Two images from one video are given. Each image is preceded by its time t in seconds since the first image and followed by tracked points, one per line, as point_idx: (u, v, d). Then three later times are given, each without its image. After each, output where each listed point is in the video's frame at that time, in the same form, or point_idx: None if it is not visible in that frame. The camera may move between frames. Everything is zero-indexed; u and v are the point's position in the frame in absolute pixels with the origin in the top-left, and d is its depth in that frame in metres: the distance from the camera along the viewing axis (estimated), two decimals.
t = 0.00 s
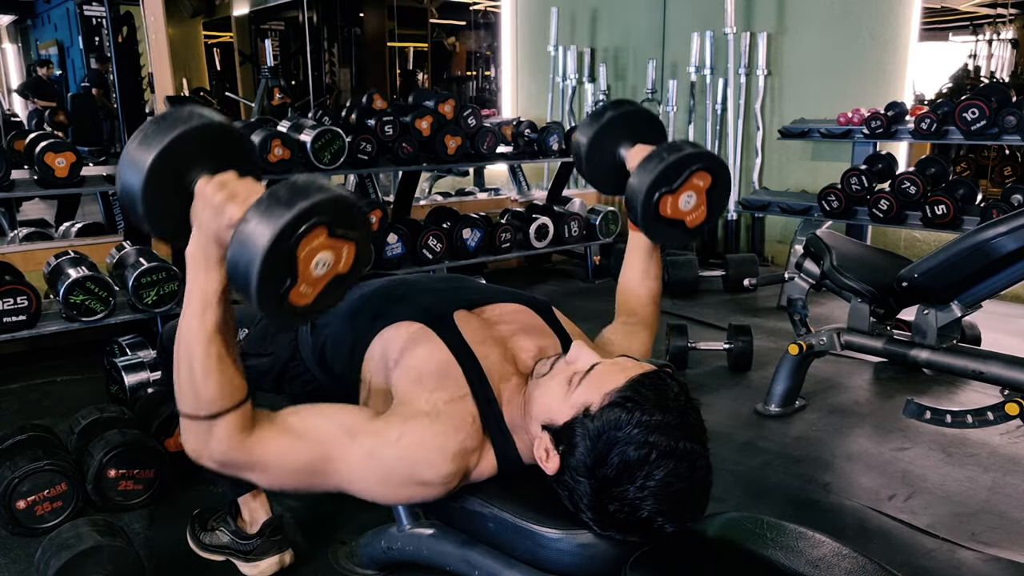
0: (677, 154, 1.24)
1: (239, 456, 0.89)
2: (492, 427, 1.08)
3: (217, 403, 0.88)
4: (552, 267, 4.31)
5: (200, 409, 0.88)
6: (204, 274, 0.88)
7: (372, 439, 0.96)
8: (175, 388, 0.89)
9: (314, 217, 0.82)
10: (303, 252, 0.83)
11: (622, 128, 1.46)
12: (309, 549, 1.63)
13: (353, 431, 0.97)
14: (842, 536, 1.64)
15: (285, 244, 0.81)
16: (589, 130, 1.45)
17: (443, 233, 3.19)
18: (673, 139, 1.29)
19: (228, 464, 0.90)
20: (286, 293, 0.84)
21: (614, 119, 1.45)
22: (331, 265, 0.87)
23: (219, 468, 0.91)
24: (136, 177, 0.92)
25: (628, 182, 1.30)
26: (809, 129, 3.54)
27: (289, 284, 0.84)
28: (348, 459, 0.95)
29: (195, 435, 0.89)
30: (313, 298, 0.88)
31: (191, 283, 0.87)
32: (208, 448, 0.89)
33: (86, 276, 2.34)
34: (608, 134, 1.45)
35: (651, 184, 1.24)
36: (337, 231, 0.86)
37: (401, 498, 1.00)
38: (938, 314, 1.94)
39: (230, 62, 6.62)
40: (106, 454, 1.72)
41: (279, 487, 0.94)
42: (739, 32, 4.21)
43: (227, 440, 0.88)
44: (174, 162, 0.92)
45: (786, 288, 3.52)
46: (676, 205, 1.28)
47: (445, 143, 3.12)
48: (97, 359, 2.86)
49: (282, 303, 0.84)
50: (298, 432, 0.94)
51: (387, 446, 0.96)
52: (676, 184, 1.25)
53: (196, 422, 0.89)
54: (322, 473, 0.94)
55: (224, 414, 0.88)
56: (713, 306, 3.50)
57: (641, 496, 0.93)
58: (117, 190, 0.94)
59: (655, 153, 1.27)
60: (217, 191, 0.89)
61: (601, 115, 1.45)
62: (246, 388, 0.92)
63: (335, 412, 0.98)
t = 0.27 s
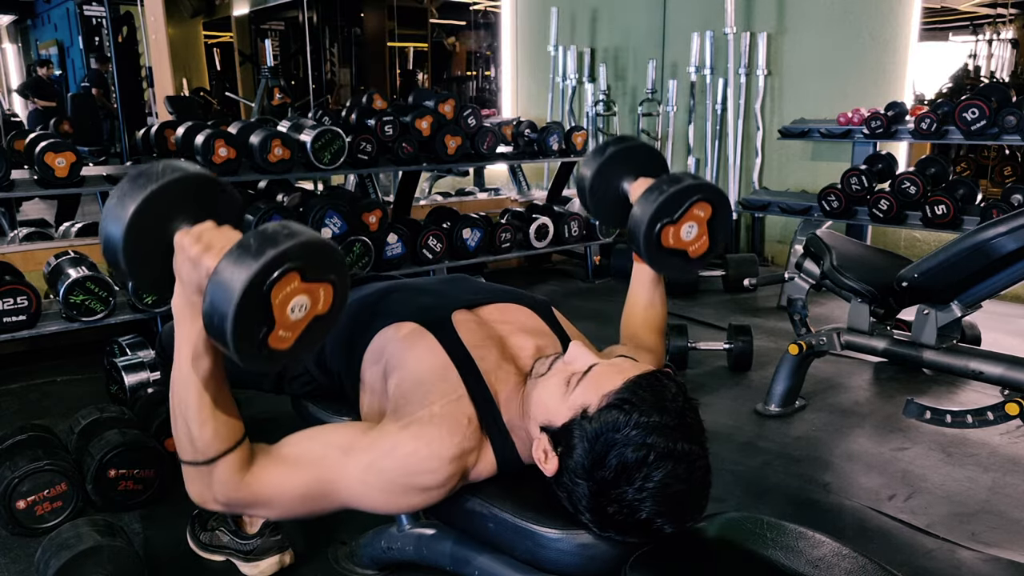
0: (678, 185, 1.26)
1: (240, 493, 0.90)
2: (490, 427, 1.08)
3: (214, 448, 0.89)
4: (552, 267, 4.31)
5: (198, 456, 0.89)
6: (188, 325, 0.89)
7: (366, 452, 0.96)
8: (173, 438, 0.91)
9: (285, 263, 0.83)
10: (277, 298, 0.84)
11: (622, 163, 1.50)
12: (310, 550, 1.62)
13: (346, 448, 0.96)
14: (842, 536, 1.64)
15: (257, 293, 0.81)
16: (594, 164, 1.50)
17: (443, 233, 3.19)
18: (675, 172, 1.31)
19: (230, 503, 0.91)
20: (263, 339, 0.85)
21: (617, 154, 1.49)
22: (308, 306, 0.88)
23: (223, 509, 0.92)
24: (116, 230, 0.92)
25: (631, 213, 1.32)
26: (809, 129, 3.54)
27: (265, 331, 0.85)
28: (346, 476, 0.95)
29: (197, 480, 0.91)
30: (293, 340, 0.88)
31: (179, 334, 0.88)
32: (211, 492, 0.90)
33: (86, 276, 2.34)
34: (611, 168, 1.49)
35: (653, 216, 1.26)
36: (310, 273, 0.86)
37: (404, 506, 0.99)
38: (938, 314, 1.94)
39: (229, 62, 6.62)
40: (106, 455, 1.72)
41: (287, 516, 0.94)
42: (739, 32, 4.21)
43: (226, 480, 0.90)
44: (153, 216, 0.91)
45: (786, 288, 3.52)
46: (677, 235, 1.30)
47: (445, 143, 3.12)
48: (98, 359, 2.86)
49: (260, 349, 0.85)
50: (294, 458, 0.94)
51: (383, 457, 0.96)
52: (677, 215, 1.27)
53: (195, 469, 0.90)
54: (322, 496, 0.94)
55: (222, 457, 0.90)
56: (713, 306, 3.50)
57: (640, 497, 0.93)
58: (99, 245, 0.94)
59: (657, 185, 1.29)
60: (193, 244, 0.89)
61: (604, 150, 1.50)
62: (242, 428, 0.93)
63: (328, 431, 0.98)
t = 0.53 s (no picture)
0: (675, 217, 1.26)
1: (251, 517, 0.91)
2: (492, 427, 1.08)
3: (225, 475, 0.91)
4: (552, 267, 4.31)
5: (211, 484, 0.91)
6: (196, 359, 0.90)
7: (367, 461, 0.96)
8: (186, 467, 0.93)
9: (291, 295, 0.84)
10: (284, 330, 0.85)
11: (619, 198, 1.51)
12: (310, 550, 1.62)
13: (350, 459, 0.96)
14: (842, 536, 1.64)
15: (265, 325, 0.82)
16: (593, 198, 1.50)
17: (443, 233, 3.19)
18: (671, 204, 1.31)
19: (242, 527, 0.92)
20: (272, 370, 0.85)
21: (615, 188, 1.50)
22: (315, 336, 0.89)
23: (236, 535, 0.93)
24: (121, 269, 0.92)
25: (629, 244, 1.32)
26: (809, 129, 3.54)
27: (274, 362, 0.85)
28: (352, 487, 0.94)
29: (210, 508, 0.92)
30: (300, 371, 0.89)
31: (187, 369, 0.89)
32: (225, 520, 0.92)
33: (86, 276, 2.34)
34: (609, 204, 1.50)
35: (650, 248, 1.26)
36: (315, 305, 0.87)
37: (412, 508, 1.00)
38: (939, 314, 1.94)
39: (229, 62, 6.63)
40: (106, 454, 1.72)
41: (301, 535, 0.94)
42: (739, 32, 4.21)
43: (237, 506, 0.91)
44: (157, 254, 0.92)
45: (786, 288, 3.53)
46: (676, 265, 1.30)
47: (445, 143, 3.12)
48: (98, 359, 2.86)
49: (269, 381, 0.86)
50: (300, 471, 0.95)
51: (387, 464, 0.96)
52: (674, 246, 1.27)
53: (209, 499, 0.92)
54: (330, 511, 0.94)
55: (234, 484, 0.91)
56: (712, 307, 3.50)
57: (640, 496, 0.93)
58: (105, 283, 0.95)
59: (654, 216, 1.28)
60: (198, 280, 0.90)
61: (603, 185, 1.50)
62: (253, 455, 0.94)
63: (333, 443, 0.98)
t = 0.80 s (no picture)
0: (676, 154, 1.29)
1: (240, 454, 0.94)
2: (491, 426, 1.08)
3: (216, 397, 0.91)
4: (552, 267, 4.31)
5: (202, 401, 0.91)
6: (205, 268, 0.89)
7: (370, 439, 0.98)
8: (177, 380, 0.92)
9: (314, 202, 0.84)
10: (304, 238, 0.85)
11: (612, 139, 1.51)
12: (309, 550, 1.62)
13: (352, 427, 0.99)
14: (842, 536, 1.64)
15: (286, 231, 0.82)
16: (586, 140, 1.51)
17: (443, 233, 3.19)
18: (669, 144, 1.34)
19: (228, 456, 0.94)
20: (286, 281, 0.85)
21: (605, 129, 1.50)
22: (332, 255, 0.88)
23: (220, 459, 0.95)
24: (142, 174, 0.94)
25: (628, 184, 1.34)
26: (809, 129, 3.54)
27: (289, 272, 0.85)
28: (346, 451, 0.98)
29: (197, 425, 0.93)
30: (314, 289, 0.88)
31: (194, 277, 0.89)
32: (213, 442, 0.93)
33: (86, 276, 2.34)
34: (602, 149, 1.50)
35: (652, 185, 1.28)
36: (338, 219, 0.87)
37: (406, 492, 1.02)
38: (939, 314, 1.94)
39: (229, 61, 6.62)
40: (106, 455, 1.72)
41: (281, 477, 0.98)
42: (739, 32, 4.21)
43: (225, 434, 0.92)
44: (176, 159, 0.93)
45: (787, 288, 3.52)
46: (676, 201, 1.32)
47: (445, 143, 3.12)
48: (98, 359, 2.86)
49: (281, 293, 0.85)
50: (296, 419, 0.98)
51: (389, 445, 0.98)
52: (677, 180, 1.29)
53: (200, 415, 0.92)
54: (321, 464, 0.98)
55: (223, 407, 0.92)
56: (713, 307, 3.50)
57: (642, 496, 0.93)
58: (124, 187, 0.97)
59: (655, 155, 1.31)
60: (219, 186, 0.91)
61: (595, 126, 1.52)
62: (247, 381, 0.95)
63: (339, 407, 1.01)
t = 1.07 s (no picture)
0: (657, 52, 1.10)
1: (277, 338, 0.92)
2: (491, 423, 1.09)
3: (272, 255, 0.89)
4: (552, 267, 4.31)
5: (257, 255, 0.89)
6: (276, 116, 0.88)
7: (386, 395, 0.98)
8: (231, 233, 0.90)
9: (392, 61, 0.83)
10: (380, 96, 0.84)
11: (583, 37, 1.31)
12: (309, 549, 1.62)
13: (376, 373, 0.99)
14: (842, 536, 1.64)
15: (361, 86, 0.81)
16: (552, 41, 1.32)
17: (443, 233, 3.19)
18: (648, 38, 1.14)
19: (266, 333, 0.92)
20: (356, 135, 0.85)
21: (575, 22, 1.31)
22: (402, 117, 0.89)
23: (258, 326, 0.92)
24: (222, 30, 0.98)
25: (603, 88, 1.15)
26: (809, 129, 3.54)
27: (361, 127, 0.85)
28: (363, 390, 0.97)
29: (247, 282, 0.91)
30: (379, 146, 0.89)
31: (264, 126, 0.88)
32: (256, 302, 0.91)
33: (86, 276, 2.34)
34: (572, 44, 1.32)
35: (632, 88, 1.09)
36: (412, 82, 0.87)
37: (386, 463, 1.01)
38: (939, 314, 1.94)
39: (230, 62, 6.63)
40: (106, 455, 1.72)
41: (296, 381, 0.95)
42: (739, 32, 4.21)
43: (275, 304, 0.90)
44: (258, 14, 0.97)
45: (786, 288, 3.53)
46: (657, 105, 1.13)
47: (445, 143, 3.12)
48: (98, 359, 2.86)
49: (351, 145, 0.85)
50: (335, 338, 0.95)
51: (398, 409, 0.98)
52: (657, 83, 1.09)
53: (249, 268, 0.90)
54: (334, 390, 0.96)
55: (276, 269, 0.90)
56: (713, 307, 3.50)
57: (643, 496, 0.93)
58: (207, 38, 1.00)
59: (633, 53, 1.12)
60: (300, 37, 0.88)
61: (563, 20, 1.32)
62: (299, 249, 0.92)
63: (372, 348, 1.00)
